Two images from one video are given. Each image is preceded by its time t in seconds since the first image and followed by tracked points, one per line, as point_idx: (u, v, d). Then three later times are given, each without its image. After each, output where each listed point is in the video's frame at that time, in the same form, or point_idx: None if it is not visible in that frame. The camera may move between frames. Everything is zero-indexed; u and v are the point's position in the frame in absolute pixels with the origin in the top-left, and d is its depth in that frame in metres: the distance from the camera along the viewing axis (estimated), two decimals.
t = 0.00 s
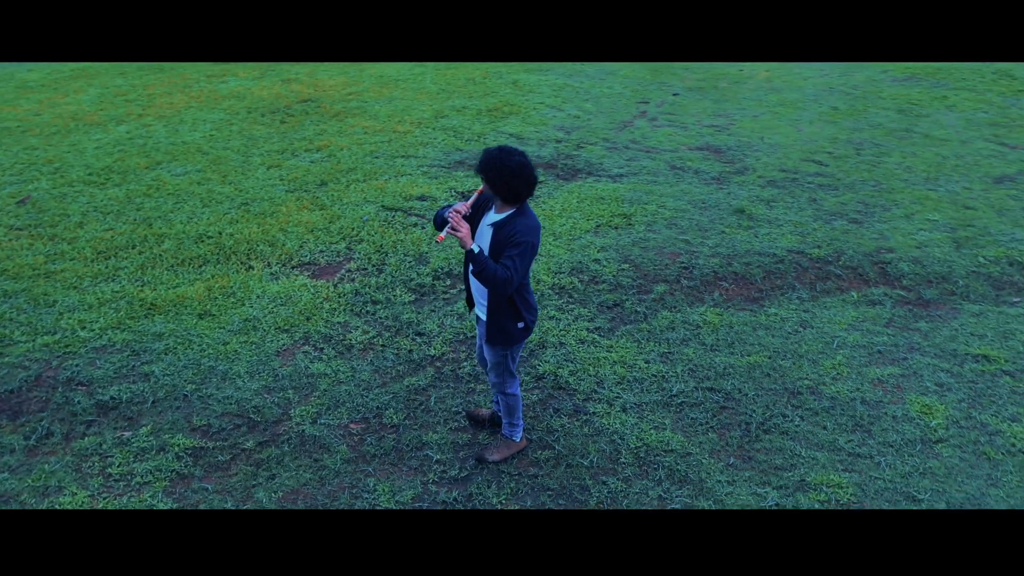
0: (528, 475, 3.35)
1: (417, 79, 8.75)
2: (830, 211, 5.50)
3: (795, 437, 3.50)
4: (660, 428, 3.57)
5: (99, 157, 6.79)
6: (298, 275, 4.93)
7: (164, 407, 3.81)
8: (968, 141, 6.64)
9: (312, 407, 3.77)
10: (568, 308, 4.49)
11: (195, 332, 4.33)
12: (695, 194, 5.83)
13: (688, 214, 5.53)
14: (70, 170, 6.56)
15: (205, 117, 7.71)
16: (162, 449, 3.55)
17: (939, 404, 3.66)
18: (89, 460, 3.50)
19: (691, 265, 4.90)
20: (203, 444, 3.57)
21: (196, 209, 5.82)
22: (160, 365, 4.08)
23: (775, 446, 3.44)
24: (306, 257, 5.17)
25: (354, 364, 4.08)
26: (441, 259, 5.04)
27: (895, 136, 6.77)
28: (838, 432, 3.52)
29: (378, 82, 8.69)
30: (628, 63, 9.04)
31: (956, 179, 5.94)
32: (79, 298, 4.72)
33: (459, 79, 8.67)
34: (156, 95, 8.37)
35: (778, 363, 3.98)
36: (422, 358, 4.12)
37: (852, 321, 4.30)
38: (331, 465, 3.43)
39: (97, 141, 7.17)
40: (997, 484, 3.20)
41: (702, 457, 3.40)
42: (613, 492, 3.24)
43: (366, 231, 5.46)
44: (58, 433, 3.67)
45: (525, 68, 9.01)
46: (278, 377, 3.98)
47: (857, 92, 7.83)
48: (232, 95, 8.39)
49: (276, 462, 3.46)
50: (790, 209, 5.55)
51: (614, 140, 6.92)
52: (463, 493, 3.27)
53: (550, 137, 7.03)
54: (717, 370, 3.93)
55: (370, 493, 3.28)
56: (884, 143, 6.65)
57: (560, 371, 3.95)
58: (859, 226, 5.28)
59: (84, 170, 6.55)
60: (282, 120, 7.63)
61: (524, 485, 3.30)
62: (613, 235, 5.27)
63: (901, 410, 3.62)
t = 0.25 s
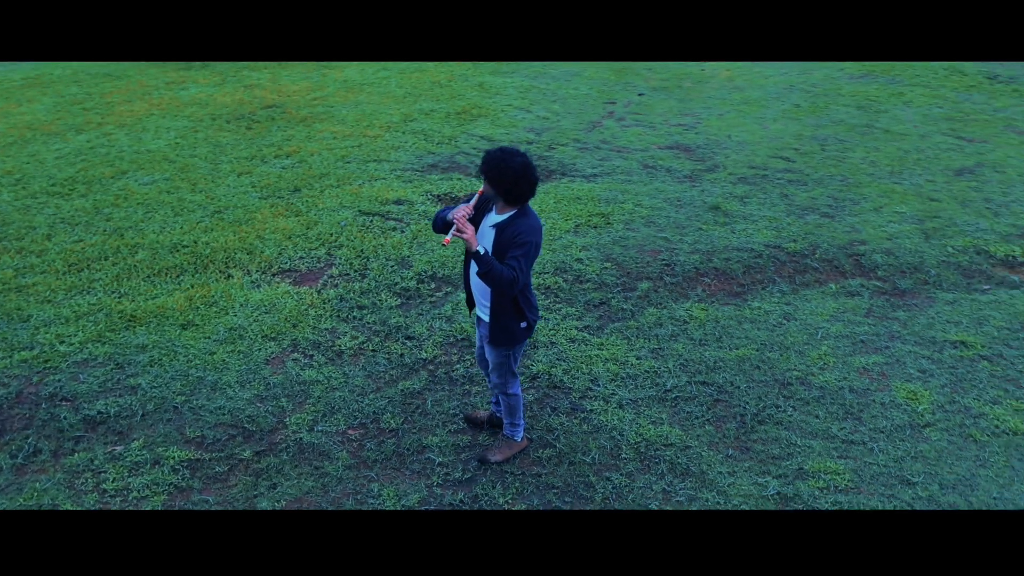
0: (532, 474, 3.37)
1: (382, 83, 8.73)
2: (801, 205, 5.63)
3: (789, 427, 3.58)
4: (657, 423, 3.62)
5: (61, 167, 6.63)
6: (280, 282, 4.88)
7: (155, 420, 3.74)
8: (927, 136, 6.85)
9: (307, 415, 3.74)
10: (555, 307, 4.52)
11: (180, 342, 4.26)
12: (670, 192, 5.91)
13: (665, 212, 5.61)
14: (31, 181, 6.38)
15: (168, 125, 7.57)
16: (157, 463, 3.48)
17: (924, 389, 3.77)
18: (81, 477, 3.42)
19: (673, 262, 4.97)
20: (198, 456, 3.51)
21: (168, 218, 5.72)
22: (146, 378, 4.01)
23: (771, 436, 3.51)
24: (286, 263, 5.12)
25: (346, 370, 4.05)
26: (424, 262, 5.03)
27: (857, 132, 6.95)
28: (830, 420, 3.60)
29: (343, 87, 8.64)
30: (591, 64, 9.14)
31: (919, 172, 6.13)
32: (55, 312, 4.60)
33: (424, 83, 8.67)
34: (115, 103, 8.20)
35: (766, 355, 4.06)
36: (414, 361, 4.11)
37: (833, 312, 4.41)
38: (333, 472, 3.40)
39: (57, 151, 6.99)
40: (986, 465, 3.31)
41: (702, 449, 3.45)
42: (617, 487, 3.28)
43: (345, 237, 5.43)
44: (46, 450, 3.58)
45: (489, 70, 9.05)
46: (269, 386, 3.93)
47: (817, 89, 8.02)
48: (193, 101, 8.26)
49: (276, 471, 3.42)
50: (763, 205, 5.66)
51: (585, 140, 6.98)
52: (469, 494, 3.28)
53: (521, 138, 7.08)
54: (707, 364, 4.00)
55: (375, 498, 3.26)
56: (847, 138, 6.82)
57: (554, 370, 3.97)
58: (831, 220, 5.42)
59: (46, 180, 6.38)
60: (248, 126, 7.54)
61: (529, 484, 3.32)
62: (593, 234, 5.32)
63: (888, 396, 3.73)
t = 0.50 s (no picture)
0: (536, 473, 3.39)
1: (347, 88, 8.69)
2: (774, 201, 5.75)
3: (783, 417, 3.65)
4: (655, 418, 3.66)
5: (22, 178, 6.45)
6: (263, 290, 4.82)
7: (147, 433, 3.66)
8: (888, 131, 7.05)
9: (303, 422, 3.71)
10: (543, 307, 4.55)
11: (165, 354, 4.18)
12: (645, 191, 5.99)
13: (642, 211, 5.68)
14: None
15: (131, 133, 7.43)
16: (154, 476, 3.42)
17: (908, 376, 3.88)
18: (76, 494, 3.34)
19: (654, 260, 5.04)
20: (196, 468, 3.46)
21: (141, 228, 5.61)
22: (134, 391, 3.93)
23: (766, 427, 3.58)
24: (266, 271, 5.06)
25: (339, 376, 4.02)
26: (408, 266, 5.02)
27: (820, 129, 7.13)
28: (822, 409, 3.69)
29: (308, 92, 8.58)
30: (555, 66, 9.22)
31: (883, 167, 6.30)
32: (31, 326, 4.48)
33: (390, 87, 8.66)
34: (73, 112, 8.01)
35: (754, 348, 4.14)
36: (407, 366, 4.10)
37: (815, 304, 4.51)
38: (335, 478, 3.38)
39: (17, 162, 6.81)
40: (974, 447, 3.43)
41: (700, 442, 3.51)
42: (621, 482, 3.31)
43: (324, 243, 5.39)
44: (35, 468, 3.49)
45: (454, 73, 9.07)
46: (262, 395, 3.88)
47: (779, 87, 8.20)
48: (155, 109, 8.11)
49: (277, 480, 3.39)
50: (737, 201, 5.77)
51: (556, 141, 7.04)
52: (475, 495, 3.28)
53: (493, 141, 7.12)
54: (698, 359, 4.06)
55: (380, 503, 3.25)
56: (812, 135, 6.99)
57: (548, 369, 4.00)
58: (804, 215, 5.54)
59: (8, 192, 6.21)
60: (214, 133, 7.43)
61: (534, 483, 3.34)
62: (573, 234, 5.36)
63: (875, 384, 3.83)
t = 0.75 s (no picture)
0: (539, 471, 3.41)
1: (312, 93, 8.63)
2: (747, 198, 5.87)
3: (776, 407, 3.73)
4: (651, 413, 3.71)
5: None
6: (245, 298, 4.76)
7: (140, 446, 3.59)
8: (850, 127, 7.24)
9: (300, 430, 3.67)
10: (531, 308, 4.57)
11: (151, 365, 4.10)
12: (620, 190, 6.06)
13: (619, 209, 5.74)
14: None
15: (93, 141, 7.27)
16: (151, 490, 3.35)
17: (892, 364, 3.99)
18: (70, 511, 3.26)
19: (636, 257, 5.10)
20: (194, 480, 3.40)
21: (112, 238, 5.50)
22: (122, 403, 3.85)
23: (761, 418, 3.65)
24: (247, 278, 5.00)
25: (332, 382, 3.99)
26: (391, 270, 5.01)
27: (785, 126, 7.29)
28: (813, 399, 3.77)
29: (272, 98, 8.49)
30: (520, 68, 9.28)
31: (849, 162, 6.47)
32: (7, 341, 4.35)
33: (356, 91, 8.63)
34: (29, 121, 7.81)
35: (741, 342, 4.22)
36: (400, 369, 4.09)
37: (796, 297, 4.62)
38: (338, 485, 3.35)
39: None
40: (961, 430, 3.54)
41: (698, 435, 3.56)
42: (625, 477, 3.35)
43: (303, 249, 5.35)
44: (25, 486, 3.39)
45: (419, 76, 9.07)
46: (255, 403, 3.84)
47: (741, 86, 8.38)
48: (115, 117, 7.95)
49: (278, 489, 3.35)
50: (711, 198, 5.87)
51: (528, 143, 7.10)
52: (481, 496, 3.29)
53: (464, 143, 7.15)
54: (688, 354, 4.12)
55: (386, 507, 3.24)
56: (777, 133, 7.14)
57: (542, 369, 4.02)
58: (778, 210, 5.66)
59: None
60: (179, 140, 7.32)
61: (538, 481, 3.36)
62: (554, 234, 5.40)
63: (861, 373, 3.93)
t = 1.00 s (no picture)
0: (542, 469, 3.43)
1: (277, 99, 8.54)
2: (721, 194, 5.97)
3: (768, 399, 3.81)
4: (648, 409, 3.76)
5: None
6: (228, 307, 4.70)
7: (134, 459, 3.52)
8: (813, 124, 7.41)
9: (298, 437, 3.64)
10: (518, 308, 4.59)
11: (137, 376, 4.02)
12: (596, 190, 6.12)
13: (596, 209, 5.80)
14: None
15: (54, 150, 7.10)
16: (149, 503, 3.29)
17: (875, 353, 4.10)
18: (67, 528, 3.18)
19: (617, 255, 5.16)
20: (193, 491, 3.35)
21: (84, 249, 5.37)
22: (111, 417, 3.77)
23: (754, 409, 3.73)
24: (227, 286, 4.93)
25: (325, 388, 3.96)
26: (374, 274, 4.99)
27: (751, 124, 7.44)
28: (803, 389, 3.86)
29: (236, 104, 8.39)
30: (485, 71, 9.33)
31: (815, 158, 6.63)
32: None
33: (321, 96, 8.58)
34: None
35: (729, 336, 4.29)
36: (393, 373, 4.07)
37: (777, 291, 4.71)
38: (342, 490, 3.33)
39: None
40: (947, 414, 3.65)
41: (695, 428, 3.62)
42: (628, 472, 3.39)
43: (283, 255, 5.29)
44: (18, 504, 3.31)
45: (385, 81, 9.06)
46: (249, 412, 3.79)
47: (705, 86, 8.55)
48: (75, 125, 7.77)
49: (281, 497, 3.32)
50: (686, 196, 5.96)
51: (500, 145, 7.16)
52: (486, 496, 3.30)
53: (436, 146, 7.17)
54: (678, 349, 4.19)
55: (393, 510, 3.22)
56: (744, 131, 7.29)
57: (536, 368, 4.05)
58: (751, 206, 5.77)
59: None
60: (144, 148, 7.18)
61: (542, 480, 3.38)
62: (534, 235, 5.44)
63: (847, 362, 4.03)
